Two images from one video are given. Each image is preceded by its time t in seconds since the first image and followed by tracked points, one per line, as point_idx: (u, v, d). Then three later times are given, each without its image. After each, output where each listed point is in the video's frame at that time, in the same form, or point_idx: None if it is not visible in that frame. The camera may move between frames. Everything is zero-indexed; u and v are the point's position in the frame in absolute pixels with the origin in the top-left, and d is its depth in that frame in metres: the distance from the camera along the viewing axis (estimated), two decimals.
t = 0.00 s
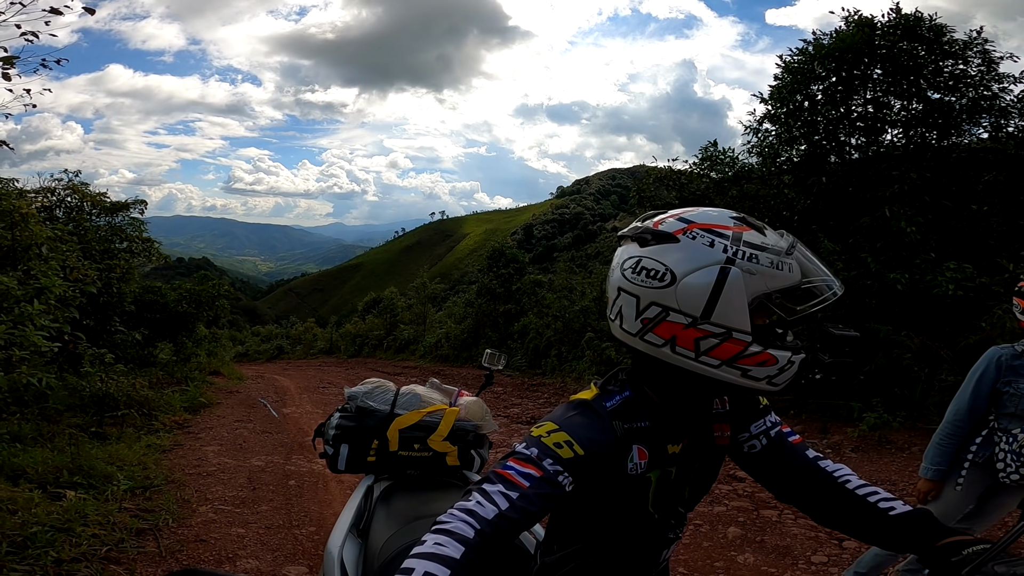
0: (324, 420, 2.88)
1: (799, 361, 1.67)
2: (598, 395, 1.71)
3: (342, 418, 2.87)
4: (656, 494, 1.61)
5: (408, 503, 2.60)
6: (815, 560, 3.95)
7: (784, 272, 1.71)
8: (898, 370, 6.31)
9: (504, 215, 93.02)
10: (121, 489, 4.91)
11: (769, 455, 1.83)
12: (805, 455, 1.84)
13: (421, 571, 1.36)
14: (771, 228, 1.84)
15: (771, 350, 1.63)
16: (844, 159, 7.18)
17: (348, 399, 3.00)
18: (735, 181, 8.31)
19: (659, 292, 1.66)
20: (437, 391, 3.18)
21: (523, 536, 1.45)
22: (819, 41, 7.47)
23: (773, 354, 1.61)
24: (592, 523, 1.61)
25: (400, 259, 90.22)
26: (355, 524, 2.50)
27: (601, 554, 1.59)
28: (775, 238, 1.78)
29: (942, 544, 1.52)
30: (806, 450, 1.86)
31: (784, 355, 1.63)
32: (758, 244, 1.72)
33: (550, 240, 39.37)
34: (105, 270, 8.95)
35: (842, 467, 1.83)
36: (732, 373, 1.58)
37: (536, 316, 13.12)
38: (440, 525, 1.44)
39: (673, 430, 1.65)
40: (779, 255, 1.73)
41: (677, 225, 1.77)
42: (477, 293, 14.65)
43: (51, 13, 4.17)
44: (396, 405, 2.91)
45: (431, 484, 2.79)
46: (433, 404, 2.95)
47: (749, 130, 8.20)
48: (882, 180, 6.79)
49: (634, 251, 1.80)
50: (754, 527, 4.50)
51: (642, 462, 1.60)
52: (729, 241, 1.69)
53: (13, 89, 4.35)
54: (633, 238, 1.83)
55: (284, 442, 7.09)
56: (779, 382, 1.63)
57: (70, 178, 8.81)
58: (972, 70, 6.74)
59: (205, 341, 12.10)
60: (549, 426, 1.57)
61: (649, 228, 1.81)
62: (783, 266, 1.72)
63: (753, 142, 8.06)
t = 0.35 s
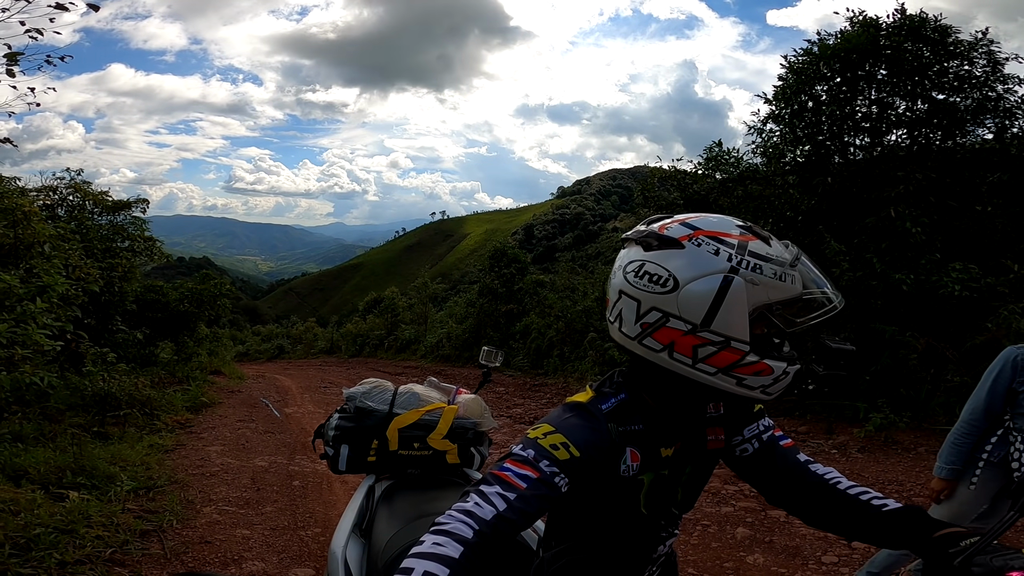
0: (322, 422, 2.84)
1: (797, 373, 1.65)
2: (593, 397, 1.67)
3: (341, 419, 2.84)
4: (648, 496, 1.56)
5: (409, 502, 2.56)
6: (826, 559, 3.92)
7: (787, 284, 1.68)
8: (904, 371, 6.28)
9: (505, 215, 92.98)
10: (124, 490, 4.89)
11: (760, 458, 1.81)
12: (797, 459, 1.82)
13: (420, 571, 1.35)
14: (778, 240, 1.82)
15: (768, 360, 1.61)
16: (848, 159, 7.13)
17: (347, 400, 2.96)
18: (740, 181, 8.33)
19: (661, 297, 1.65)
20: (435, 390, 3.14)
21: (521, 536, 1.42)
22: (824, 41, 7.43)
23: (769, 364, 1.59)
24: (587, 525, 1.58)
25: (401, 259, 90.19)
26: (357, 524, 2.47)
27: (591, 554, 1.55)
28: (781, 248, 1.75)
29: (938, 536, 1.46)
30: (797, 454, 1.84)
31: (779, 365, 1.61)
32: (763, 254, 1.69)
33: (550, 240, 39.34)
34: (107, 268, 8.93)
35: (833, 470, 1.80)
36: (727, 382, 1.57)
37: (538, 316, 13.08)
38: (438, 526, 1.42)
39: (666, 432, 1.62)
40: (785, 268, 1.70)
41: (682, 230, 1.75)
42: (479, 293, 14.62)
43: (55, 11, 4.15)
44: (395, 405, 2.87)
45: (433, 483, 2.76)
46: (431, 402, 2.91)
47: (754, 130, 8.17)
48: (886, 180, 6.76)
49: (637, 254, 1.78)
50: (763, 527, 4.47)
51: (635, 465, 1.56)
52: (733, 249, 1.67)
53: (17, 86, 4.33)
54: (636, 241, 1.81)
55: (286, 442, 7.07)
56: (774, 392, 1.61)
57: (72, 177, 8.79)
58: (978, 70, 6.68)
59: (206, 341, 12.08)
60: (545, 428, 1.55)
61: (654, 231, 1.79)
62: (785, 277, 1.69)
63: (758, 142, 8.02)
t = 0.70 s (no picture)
0: (321, 422, 2.82)
1: (740, 366, 1.59)
2: (572, 392, 1.66)
3: (340, 419, 2.82)
4: (634, 491, 1.56)
5: (407, 503, 2.54)
6: (825, 562, 3.91)
7: (712, 277, 1.65)
8: (905, 373, 6.25)
9: (507, 216, 92.95)
10: (122, 489, 4.88)
11: (745, 456, 1.78)
12: (782, 456, 1.78)
13: (411, 571, 1.32)
14: (716, 231, 1.79)
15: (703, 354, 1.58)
16: (850, 160, 7.10)
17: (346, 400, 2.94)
18: (742, 182, 8.30)
19: (595, 295, 1.73)
20: (435, 391, 3.13)
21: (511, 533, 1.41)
22: (827, 41, 7.39)
23: (701, 359, 1.56)
24: (575, 522, 1.56)
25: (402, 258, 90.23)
26: (354, 525, 2.46)
27: (585, 552, 1.55)
28: (711, 239, 1.71)
29: (921, 541, 1.45)
30: (783, 451, 1.80)
31: (717, 361, 1.57)
32: (686, 247, 1.68)
33: (552, 240, 39.32)
34: (108, 267, 8.93)
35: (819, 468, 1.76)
36: (661, 377, 1.56)
37: (539, 316, 13.06)
38: (429, 526, 1.40)
39: (643, 428, 1.59)
40: (711, 259, 1.67)
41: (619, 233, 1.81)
42: (480, 293, 14.61)
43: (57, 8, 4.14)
44: (394, 406, 2.85)
45: (431, 484, 2.74)
46: (431, 403, 2.89)
47: (756, 130, 8.15)
48: (889, 181, 6.72)
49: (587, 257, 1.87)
50: (763, 529, 4.45)
51: (616, 459, 1.55)
52: (653, 245, 1.69)
53: (18, 84, 4.32)
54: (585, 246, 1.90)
55: (286, 441, 7.07)
56: (715, 388, 1.57)
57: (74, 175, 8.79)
58: (982, 71, 6.64)
59: (207, 339, 12.08)
60: (526, 423, 1.54)
61: (601, 236, 1.87)
62: (710, 269, 1.66)
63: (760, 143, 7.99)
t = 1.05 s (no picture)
0: (322, 421, 2.80)
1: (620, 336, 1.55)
2: (577, 389, 1.67)
3: (341, 418, 2.80)
4: (636, 488, 1.53)
5: (407, 502, 2.51)
6: (828, 565, 3.88)
7: (598, 255, 1.69)
8: (909, 375, 6.21)
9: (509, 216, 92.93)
10: (122, 488, 4.86)
11: (746, 455, 1.76)
12: (786, 457, 1.74)
13: (418, 570, 1.29)
14: (640, 215, 1.74)
15: (599, 327, 1.64)
16: (854, 161, 7.08)
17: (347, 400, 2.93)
18: (745, 182, 8.21)
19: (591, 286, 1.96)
20: (436, 391, 3.11)
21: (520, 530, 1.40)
22: (832, 41, 7.35)
23: (592, 330, 1.63)
24: (579, 519, 1.54)
25: (404, 258, 90.25)
26: (354, 524, 2.44)
27: (588, 549, 1.52)
28: (625, 221, 1.75)
29: (923, 542, 1.40)
30: (784, 450, 1.76)
31: (604, 331, 1.60)
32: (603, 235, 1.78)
33: (553, 240, 39.30)
34: (111, 265, 8.92)
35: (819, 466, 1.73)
36: (589, 350, 1.68)
37: (541, 316, 13.04)
38: (437, 522, 1.37)
39: (643, 422, 1.57)
40: (604, 240, 1.71)
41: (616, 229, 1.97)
42: (482, 293, 14.58)
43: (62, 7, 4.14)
44: (395, 406, 2.84)
45: (431, 484, 2.72)
46: (432, 403, 2.88)
47: (759, 131, 8.11)
48: (894, 182, 6.69)
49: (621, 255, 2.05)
50: (765, 531, 4.42)
51: (619, 453, 1.54)
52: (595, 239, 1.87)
53: (21, 83, 4.31)
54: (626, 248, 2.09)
55: (287, 441, 7.06)
56: (610, 360, 1.57)
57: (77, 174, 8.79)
58: (987, 72, 6.59)
59: (208, 338, 12.07)
60: (532, 419, 1.55)
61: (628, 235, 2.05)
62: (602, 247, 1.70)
63: (763, 144, 7.94)
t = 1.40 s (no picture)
0: (323, 421, 2.80)
1: (636, 344, 1.53)
2: (565, 391, 1.66)
3: (342, 418, 2.79)
4: (625, 487, 1.53)
5: (408, 503, 2.50)
6: (829, 566, 3.87)
7: (602, 259, 1.67)
8: (911, 376, 6.19)
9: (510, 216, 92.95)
10: (123, 486, 4.86)
11: (729, 448, 1.76)
12: (776, 449, 1.73)
13: (414, 571, 1.28)
14: (639, 218, 1.74)
15: (606, 331, 1.60)
16: (857, 162, 7.07)
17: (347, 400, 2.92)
18: (749, 183, 8.26)
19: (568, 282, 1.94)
20: (436, 391, 3.09)
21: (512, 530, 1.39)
22: (836, 42, 7.33)
23: (598, 335, 1.60)
24: (571, 518, 1.53)
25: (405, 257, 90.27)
26: (356, 524, 2.43)
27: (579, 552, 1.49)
28: (624, 225, 1.73)
29: (928, 541, 1.38)
30: (771, 440, 1.76)
31: (612, 337, 1.57)
32: (596, 237, 1.76)
33: (555, 241, 39.31)
34: (113, 264, 8.93)
35: (809, 457, 1.73)
36: (583, 354, 1.66)
37: (542, 316, 13.03)
38: (431, 524, 1.37)
39: (630, 421, 1.57)
40: (608, 244, 1.69)
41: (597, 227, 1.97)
42: (483, 293, 14.58)
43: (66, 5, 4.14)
44: (396, 405, 2.83)
45: (432, 484, 2.71)
46: (433, 403, 2.88)
47: (763, 131, 8.09)
48: (898, 183, 6.67)
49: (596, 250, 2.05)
50: (767, 532, 4.41)
51: (608, 452, 1.53)
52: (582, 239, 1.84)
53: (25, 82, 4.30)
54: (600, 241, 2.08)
55: (288, 440, 7.05)
56: (618, 366, 1.55)
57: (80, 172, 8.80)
58: (991, 73, 6.56)
59: (210, 337, 12.07)
60: (522, 421, 1.54)
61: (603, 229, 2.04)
62: (607, 252, 1.68)
63: (766, 144, 7.94)
